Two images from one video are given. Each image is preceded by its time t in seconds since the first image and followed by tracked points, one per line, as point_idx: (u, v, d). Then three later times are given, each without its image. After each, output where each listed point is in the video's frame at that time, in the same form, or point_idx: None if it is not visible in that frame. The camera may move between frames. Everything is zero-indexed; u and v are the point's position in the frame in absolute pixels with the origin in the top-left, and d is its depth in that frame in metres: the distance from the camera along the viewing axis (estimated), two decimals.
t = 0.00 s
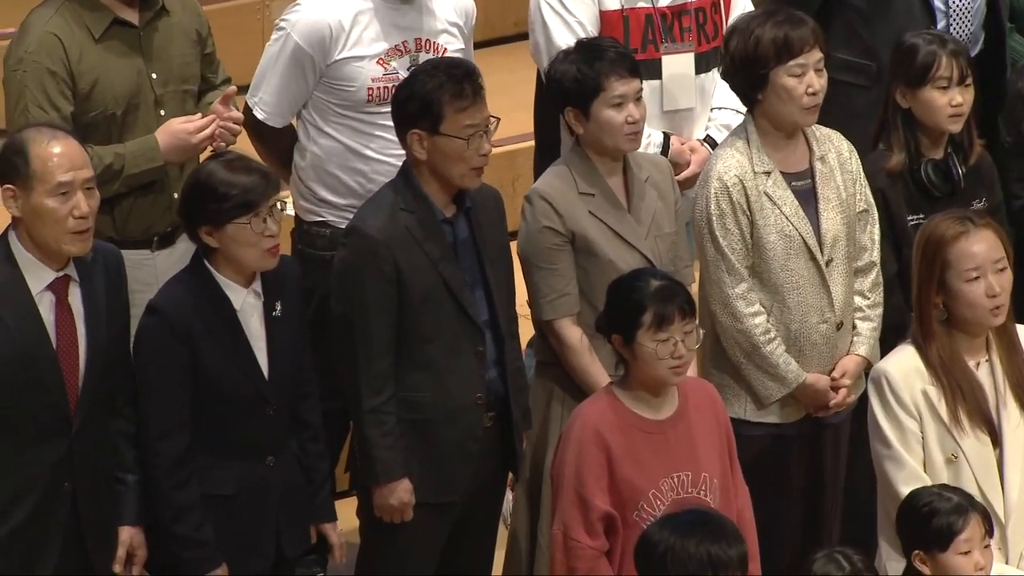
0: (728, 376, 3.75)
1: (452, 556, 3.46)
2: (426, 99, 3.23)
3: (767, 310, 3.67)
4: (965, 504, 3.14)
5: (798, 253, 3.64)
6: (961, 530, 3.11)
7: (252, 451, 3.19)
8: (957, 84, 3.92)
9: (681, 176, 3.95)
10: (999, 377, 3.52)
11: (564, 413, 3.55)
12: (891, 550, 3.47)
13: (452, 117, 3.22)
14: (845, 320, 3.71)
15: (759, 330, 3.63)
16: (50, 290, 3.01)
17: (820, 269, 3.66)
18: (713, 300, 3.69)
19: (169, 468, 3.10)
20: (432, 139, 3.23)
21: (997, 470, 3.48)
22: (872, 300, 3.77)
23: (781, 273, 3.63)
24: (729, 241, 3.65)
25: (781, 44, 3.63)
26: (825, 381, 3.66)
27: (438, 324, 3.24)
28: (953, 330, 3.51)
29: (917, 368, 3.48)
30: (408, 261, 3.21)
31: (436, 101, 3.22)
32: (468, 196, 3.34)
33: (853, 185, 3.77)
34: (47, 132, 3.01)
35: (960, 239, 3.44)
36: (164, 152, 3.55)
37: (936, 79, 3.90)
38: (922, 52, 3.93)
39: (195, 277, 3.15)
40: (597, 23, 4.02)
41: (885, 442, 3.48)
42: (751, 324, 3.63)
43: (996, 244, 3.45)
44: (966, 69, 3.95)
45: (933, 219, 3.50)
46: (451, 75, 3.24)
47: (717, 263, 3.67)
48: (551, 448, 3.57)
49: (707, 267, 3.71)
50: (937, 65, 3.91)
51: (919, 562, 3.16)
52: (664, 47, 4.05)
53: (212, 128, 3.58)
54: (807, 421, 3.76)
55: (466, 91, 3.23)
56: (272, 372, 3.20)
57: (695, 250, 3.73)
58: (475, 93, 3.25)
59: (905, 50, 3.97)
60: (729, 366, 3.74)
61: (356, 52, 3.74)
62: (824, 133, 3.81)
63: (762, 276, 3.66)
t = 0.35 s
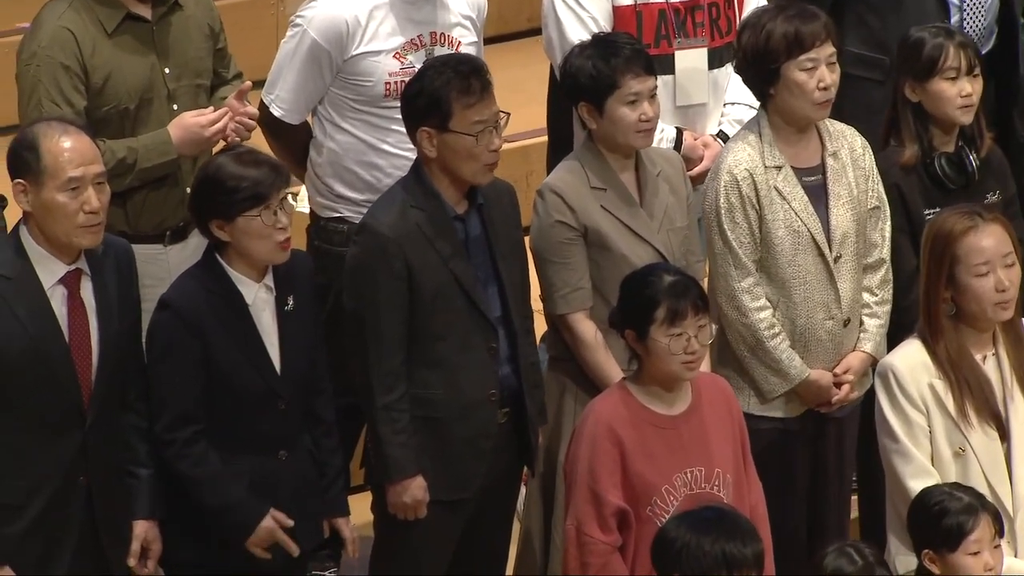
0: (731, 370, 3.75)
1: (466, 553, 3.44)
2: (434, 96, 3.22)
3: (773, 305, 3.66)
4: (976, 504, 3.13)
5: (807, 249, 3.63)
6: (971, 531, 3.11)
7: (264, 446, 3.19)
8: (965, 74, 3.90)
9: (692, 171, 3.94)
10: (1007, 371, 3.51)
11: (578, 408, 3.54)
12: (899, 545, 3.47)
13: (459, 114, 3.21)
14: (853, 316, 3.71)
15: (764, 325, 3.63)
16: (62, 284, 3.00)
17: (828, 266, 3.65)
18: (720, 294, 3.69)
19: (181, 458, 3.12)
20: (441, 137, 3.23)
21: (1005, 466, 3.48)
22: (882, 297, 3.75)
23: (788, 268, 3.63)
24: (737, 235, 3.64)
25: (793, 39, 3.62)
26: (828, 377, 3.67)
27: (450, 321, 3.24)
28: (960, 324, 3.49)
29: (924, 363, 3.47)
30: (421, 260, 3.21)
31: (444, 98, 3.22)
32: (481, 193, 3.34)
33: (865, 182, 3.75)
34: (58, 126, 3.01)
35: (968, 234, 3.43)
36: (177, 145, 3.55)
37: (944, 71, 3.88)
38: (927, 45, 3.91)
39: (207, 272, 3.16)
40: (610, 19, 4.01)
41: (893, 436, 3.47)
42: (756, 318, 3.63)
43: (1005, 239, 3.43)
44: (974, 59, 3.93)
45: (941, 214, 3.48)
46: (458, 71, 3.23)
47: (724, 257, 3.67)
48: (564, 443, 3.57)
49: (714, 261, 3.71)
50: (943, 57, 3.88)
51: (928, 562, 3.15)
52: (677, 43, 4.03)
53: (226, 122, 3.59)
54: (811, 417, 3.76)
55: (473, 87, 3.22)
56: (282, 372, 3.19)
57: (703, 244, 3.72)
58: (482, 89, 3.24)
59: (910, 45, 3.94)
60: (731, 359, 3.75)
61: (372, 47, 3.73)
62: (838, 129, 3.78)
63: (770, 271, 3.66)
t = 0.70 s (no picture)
0: (751, 369, 3.75)
1: (480, 550, 3.45)
2: (453, 92, 3.22)
3: (789, 302, 3.65)
4: (996, 503, 3.11)
5: (821, 245, 3.62)
6: (990, 529, 3.09)
7: (277, 443, 3.20)
8: (970, 70, 3.89)
9: (704, 170, 3.94)
10: (1014, 369, 3.51)
11: (591, 406, 3.53)
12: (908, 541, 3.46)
13: (479, 110, 3.21)
14: (869, 313, 3.70)
15: (781, 323, 3.62)
16: (74, 281, 2.99)
17: (843, 263, 3.64)
18: (736, 292, 3.68)
19: (196, 456, 3.12)
20: (460, 134, 3.23)
21: (1014, 462, 3.48)
22: (897, 294, 3.75)
23: (804, 265, 3.62)
24: (752, 233, 3.64)
25: (804, 40, 3.60)
26: (848, 373, 3.65)
27: (467, 318, 3.24)
28: (968, 321, 3.50)
29: (932, 360, 3.46)
30: (440, 257, 3.20)
31: (463, 95, 3.21)
32: (499, 191, 3.33)
33: (877, 179, 3.75)
34: (70, 124, 3.00)
35: (977, 230, 3.41)
36: (193, 151, 3.55)
37: (949, 67, 3.87)
38: (931, 44, 3.90)
39: (222, 269, 3.16)
40: (620, 16, 4.00)
41: (902, 434, 3.46)
42: (774, 316, 3.62)
43: (1013, 235, 3.42)
44: (979, 54, 3.91)
45: (950, 210, 3.47)
46: (477, 69, 3.22)
47: (739, 255, 3.66)
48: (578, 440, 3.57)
49: (729, 259, 3.70)
50: (947, 53, 3.88)
51: (947, 559, 3.15)
52: (688, 40, 4.03)
53: (244, 132, 3.57)
54: (832, 414, 3.76)
55: (493, 84, 3.22)
56: (296, 366, 3.20)
57: (717, 242, 3.71)
58: (503, 87, 3.23)
59: (914, 44, 3.93)
60: (750, 357, 3.75)
61: (387, 45, 3.73)
62: (848, 127, 3.78)
63: (785, 268, 3.65)
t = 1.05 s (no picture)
0: (765, 369, 3.75)
1: (495, 548, 3.45)
2: (470, 89, 3.22)
3: (803, 301, 3.65)
4: (1019, 502, 3.11)
5: (835, 245, 3.62)
6: (1014, 528, 3.08)
7: (293, 443, 3.20)
8: (979, 72, 3.88)
9: (717, 168, 3.94)
10: None
11: (605, 405, 3.54)
12: (922, 540, 3.46)
13: (494, 109, 3.21)
14: (883, 313, 3.69)
15: (795, 322, 3.62)
16: (91, 282, 2.99)
17: (857, 262, 3.64)
18: (749, 292, 3.68)
19: (212, 457, 3.12)
20: (476, 131, 3.23)
21: None
22: (910, 294, 3.75)
23: (818, 265, 3.62)
24: (766, 232, 3.63)
25: (816, 37, 3.60)
26: (860, 374, 3.65)
27: (482, 316, 3.24)
28: (981, 318, 3.49)
29: (947, 358, 3.45)
30: (454, 256, 3.21)
31: (480, 92, 3.21)
32: (516, 189, 3.34)
33: (892, 178, 3.74)
34: (89, 125, 3.00)
35: (990, 228, 3.41)
36: (207, 141, 3.56)
37: (958, 68, 3.86)
38: (942, 42, 3.90)
39: (237, 267, 3.17)
40: (631, 15, 4.00)
41: (915, 433, 3.45)
42: (787, 315, 3.62)
43: None
44: (989, 56, 3.90)
45: (962, 209, 3.46)
46: (496, 67, 3.22)
47: (753, 254, 3.66)
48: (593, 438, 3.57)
49: (743, 258, 3.70)
50: (957, 54, 3.87)
51: (969, 558, 3.14)
52: (699, 39, 4.03)
53: (256, 119, 3.60)
54: (848, 413, 3.75)
55: (510, 82, 3.22)
56: (312, 366, 3.21)
57: (730, 241, 3.71)
58: (519, 85, 3.23)
59: (928, 42, 3.93)
60: (764, 357, 3.74)
61: (400, 44, 3.73)
62: (863, 125, 3.77)
63: (798, 268, 3.65)
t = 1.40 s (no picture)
0: (778, 367, 3.74)
1: (509, 548, 3.45)
2: (481, 88, 3.22)
3: (817, 301, 3.65)
4: None
5: (849, 244, 3.61)
6: None
7: (307, 442, 3.21)
8: (996, 70, 3.87)
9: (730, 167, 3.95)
10: None
11: (619, 405, 3.54)
12: (939, 538, 3.45)
13: (506, 108, 3.20)
14: (897, 312, 3.69)
15: (809, 321, 3.61)
16: (106, 282, 3.00)
17: (872, 261, 3.63)
18: (764, 291, 3.68)
19: (227, 456, 3.12)
20: (488, 130, 3.22)
21: None
22: (924, 293, 3.75)
23: (832, 264, 3.61)
24: (780, 231, 3.63)
25: (831, 37, 3.59)
26: (875, 373, 3.65)
27: (496, 316, 3.24)
28: (999, 318, 3.48)
29: (965, 357, 3.45)
30: (466, 255, 3.21)
31: (491, 91, 3.21)
32: (528, 186, 3.33)
33: (906, 178, 3.73)
34: (105, 126, 2.99)
35: (1009, 229, 3.40)
36: (223, 147, 3.57)
37: (975, 67, 3.85)
38: (958, 40, 3.89)
39: (250, 267, 3.17)
40: (644, 15, 3.99)
41: (933, 432, 3.44)
42: (802, 314, 3.61)
43: None
44: (1005, 54, 3.89)
45: (979, 209, 3.45)
46: (507, 65, 3.22)
47: (768, 253, 3.66)
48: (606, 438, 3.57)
49: (757, 257, 3.69)
50: (974, 53, 3.86)
51: (987, 559, 3.13)
52: (711, 39, 4.02)
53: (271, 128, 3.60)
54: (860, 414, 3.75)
55: (521, 81, 3.22)
56: (325, 365, 3.21)
57: (745, 240, 3.71)
58: (531, 83, 3.23)
59: (945, 41, 3.92)
60: (778, 356, 3.74)
61: (413, 45, 3.73)
62: (877, 125, 3.77)
63: (813, 267, 3.64)
